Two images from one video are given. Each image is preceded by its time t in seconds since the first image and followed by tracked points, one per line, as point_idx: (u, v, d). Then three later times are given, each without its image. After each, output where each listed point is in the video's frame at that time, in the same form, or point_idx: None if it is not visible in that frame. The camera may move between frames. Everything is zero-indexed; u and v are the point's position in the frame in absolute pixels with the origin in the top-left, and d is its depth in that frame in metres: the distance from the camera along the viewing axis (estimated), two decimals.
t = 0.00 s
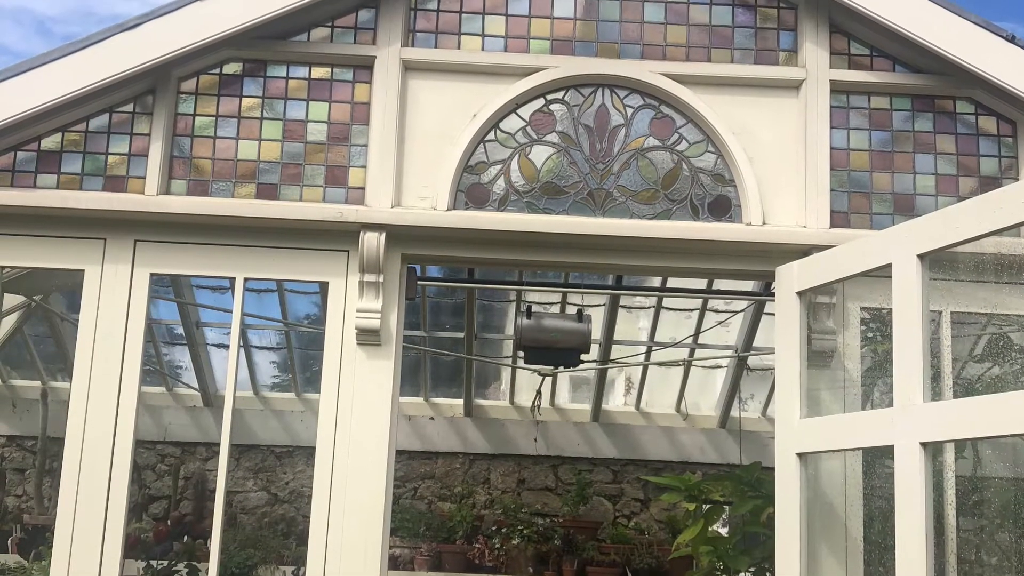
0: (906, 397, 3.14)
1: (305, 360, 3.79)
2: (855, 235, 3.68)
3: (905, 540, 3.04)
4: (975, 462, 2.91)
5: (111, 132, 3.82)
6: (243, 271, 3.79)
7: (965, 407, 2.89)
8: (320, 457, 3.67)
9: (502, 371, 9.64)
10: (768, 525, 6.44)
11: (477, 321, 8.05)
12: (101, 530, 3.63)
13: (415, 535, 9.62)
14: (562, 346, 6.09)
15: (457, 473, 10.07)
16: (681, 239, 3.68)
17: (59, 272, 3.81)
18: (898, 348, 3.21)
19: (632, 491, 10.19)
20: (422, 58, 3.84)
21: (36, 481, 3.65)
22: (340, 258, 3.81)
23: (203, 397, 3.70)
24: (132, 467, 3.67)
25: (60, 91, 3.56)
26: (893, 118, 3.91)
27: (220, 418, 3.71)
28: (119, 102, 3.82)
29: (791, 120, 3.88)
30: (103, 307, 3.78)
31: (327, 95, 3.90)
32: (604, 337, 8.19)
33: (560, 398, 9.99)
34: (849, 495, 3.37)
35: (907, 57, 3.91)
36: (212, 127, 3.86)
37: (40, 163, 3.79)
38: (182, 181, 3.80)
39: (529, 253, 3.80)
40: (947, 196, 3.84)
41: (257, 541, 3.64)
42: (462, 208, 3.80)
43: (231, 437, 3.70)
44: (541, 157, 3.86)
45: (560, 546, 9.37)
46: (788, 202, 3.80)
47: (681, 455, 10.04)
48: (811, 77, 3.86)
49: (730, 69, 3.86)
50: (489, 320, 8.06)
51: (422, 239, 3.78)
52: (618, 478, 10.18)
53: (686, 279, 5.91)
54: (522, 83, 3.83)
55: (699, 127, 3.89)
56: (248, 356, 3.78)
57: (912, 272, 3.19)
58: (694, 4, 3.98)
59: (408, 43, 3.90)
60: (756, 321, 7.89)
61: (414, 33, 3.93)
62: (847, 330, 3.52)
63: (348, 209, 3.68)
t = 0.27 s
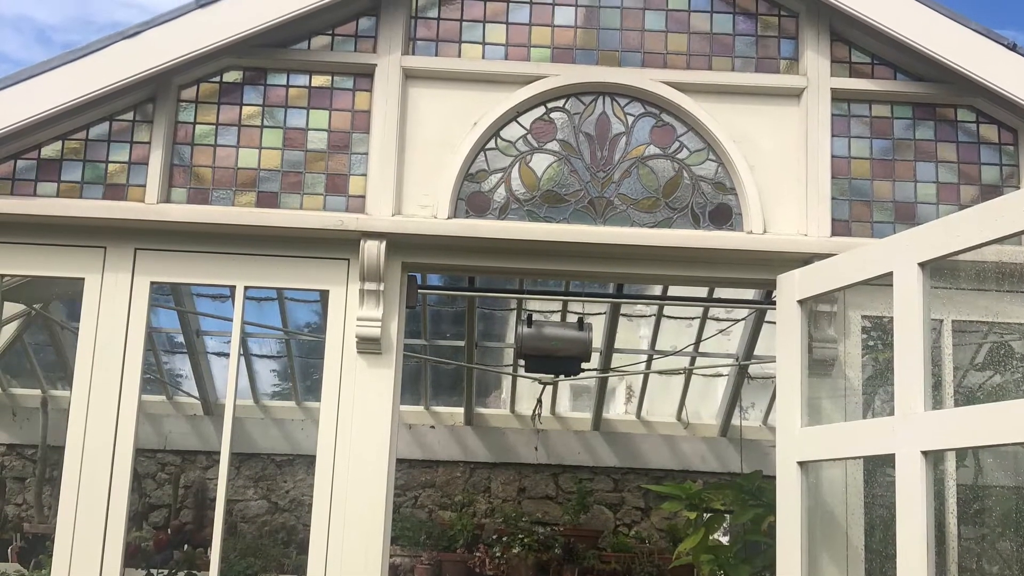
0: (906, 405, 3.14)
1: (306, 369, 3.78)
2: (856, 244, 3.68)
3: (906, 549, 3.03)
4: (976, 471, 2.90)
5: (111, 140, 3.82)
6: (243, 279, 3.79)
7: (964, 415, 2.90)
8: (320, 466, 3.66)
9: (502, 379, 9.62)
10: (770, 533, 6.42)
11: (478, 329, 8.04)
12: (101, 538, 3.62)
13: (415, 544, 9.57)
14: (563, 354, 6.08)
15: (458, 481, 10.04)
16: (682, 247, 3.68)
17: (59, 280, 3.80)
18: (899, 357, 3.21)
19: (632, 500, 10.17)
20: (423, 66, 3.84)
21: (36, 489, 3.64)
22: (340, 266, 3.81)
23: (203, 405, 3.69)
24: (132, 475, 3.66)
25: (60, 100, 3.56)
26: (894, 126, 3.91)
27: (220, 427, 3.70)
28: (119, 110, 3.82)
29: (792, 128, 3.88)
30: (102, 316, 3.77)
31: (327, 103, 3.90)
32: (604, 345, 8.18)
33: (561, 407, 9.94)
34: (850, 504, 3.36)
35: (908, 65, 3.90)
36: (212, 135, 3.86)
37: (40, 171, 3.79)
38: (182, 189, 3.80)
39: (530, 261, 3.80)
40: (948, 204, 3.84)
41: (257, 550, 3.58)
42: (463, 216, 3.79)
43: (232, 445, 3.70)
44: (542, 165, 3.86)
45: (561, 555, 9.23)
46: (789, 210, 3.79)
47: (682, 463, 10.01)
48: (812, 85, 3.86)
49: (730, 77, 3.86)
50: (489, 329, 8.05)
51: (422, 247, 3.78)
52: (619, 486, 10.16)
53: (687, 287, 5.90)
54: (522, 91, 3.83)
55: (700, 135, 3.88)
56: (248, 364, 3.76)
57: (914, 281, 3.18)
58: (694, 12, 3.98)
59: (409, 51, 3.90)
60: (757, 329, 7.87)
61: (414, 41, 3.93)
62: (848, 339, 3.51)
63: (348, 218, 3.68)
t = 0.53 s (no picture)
0: (908, 413, 3.13)
1: (306, 377, 3.74)
2: (857, 253, 3.67)
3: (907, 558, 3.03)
4: (977, 480, 2.88)
5: (111, 149, 3.82)
6: (243, 287, 3.78)
7: (965, 424, 2.90)
8: (321, 475, 3.65)
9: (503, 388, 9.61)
10: (771, 543, 6.41)
11: (478, 338, 8.04)
12: (100, 547, 3.61)
13: (415, 553, 9.54)
14: (563, 363, 6.08)
15: (458, 490, 10.02)
16: (683, 255, 3.67)
17: (58, 289, 3.79)
18: (900, 366, 3.20)
19: (633, 508, 10.13)
20: (424, 75, 3.84)
21: (36, 498, 3.63)
22: (341, 274, 3.81)
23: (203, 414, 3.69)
24: (132, 484, 3.66)
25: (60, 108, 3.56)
26: (895, 134, 3.91)
27: (220, 435, 3.71)
28: (120, 118, 3.82)
29: (793, 136, 3.87)
30: (102, 325, 3.77)
31: (328, 111, 3.90)
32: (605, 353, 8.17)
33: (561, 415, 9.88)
34: (851, 512, 3.35)
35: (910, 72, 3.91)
36: (212, 143, 3.86)
37: (40, 180, 3.79)
38: (182, 198, 3.80)
39: (530, 270, 3.80)
40: (949, 212, 3.84)
41: (258, 559, 3.61)
42: (464, 224, 3.79)
43: (231, 453, 3.69)
44: (543, 174, 3.85)
45: (562, 564, 9.36)
46: (789, 218, 3.79)
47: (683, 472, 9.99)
48: (813, 93, 3.86)
49: (731, 85, 3.86)
50: (490, 337, 8.04)
51: (423, 255, 3.77)
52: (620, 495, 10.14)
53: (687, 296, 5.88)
54: (523, 100, 3.83)
55: (701, 143, 3.88)
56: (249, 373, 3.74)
57: (916, 290, 3.17)
58: (695, 20, 3.98)
59: (410, 59, 3.90)
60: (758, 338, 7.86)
61: (415, 49, 3.93)
62: (848, 347, 3.50)
63: (349, 226, 3.68)
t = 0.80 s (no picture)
0: (908, 421, 3.13)
1: (306, 385, 3.77)
2: (857, 261, 3.67)
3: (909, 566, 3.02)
4: (979, 488, 2.88)
5: (111, 157, 3.82)
6: (243, 296, 3.77)
7: (966, 432, 2.89)
8: (320, 484, 3.65)
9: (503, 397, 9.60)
10: (772, 552, 6.40)
11: (479, 346, 8.04)
12: (99, 556, 3.61)
13: (416, 562, 9.50)
14: (563, 371, 6.08)
15: (459, 499, 9.98)
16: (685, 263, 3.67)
17: (58, 297, 3.79)
18: (901, 374, 3.20)
19: (634, 517, 10.11)
20: (424, 83, 3.83)
21: (36, 506, 3.62)
22: (341, 282, 3.80)
23: (204, 423, 3.69)
24: (132, 492, 3.65)
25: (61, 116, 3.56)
26: (897, 142, 3.90)
27: (220, 444, 3.70)
28: (120, 127, 3.82)
29: (794, 144, 3.87)
30: (103, 333, 3.76)
31: (328, 119, 3.90)
32: (606, 361, 8.16)
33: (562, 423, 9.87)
34: (852, 521, 3.34)
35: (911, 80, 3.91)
36: (212, 152, 3.86)
37: (40, 188, 3.79)
38: (182, 206, 3.80)
39: (531, 278, 3.79)
40: (950, 221, 3.83)
41: (258, 567, 3.60)
42: (464, 233, 3.79)
43: (231, 462, 3.69)
44: (543, 182, 3.85)
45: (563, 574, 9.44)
46: (791, 227, 3.79)
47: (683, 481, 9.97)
48: (814, 101, 3.86)
49: (731, 94, 3.86)
50: (491, 346, 8.04)
51: (422, 264, 3.77)
52: (620, 504, 10.11)
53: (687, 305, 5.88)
54: (523, 108, 3.83)
55: (701, 152, 3.88)
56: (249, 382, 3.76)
57: (917, 298, 3.17)
58: (696, 29, 3.98)
59: (411, 67, 3.90)
60: (759, 346, 7.85)
61: (415, 57, 3.93)
62: (850, 356, 3.50)
63: (349, 234, 3.67)
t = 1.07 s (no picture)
0: (909, 430, 3.12)
1: (306, 394, 3.77)
2: (859, 269, 3.67)
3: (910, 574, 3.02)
4: (980, 497, 2.86)
5: (111, 165, 3.82)
6: (245, 304, 3.77)
7: (966, 443, 2.90)
8: (320, 492, 3.64)
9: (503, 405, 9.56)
10: (773, 561, 6.38)
11: (479, 354, 8.02)
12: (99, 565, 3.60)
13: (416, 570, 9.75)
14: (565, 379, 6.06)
15: (459, 507, 9.97)
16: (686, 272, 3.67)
17: (58, 305, 3.78)
18: (902, 382, 3.19)
19: (635, 526, 10.09)
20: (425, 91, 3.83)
21: (36, 515, 3.60)
22: (341, 290, 3.80)
23: (205, 432, 3.69)
24: (132, 501, 3.65)
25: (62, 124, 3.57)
26: (897, 150, 3.90)
27: (221, 452, 3.70)
28: (120, 135, 3.82)
29: (795, 152, 3.87)
30: (103, 341, 3.76)
31: (328, 127, 3.90)
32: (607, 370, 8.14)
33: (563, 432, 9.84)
34: (854, 530, 3.33)
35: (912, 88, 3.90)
36: (213, 160, 3.86)
37: (40, 197, 3.79)
38: (182, 215, 3.80)
39: (531, 286, 3.79)
40: (952, 229, 3.83)
41: None
42: (465, 241, 3.79)
43: (230, 471, 3.68)
44: (544, 190, 3.85)
45: None
46: (791, 235, 3.78)
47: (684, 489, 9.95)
48: (815, 109, 3.86)
49: (731, 102, 3.86)
50: (492, 355, 8.00)
51: (422, 272, 3.76)
52: (621, 512, 10.09)
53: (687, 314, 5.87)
54: (524, 116, 3.83)
55: (702, 160, 3.88)
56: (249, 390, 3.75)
57: (918, 307, 3.17)
58: (697, 37, 3.98)
59: (411, 76, 3.90)
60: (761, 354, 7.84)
61: (416, 65, 3.93)
62: (851, 365, 3.49)
63: (349, 242, 3.67)
